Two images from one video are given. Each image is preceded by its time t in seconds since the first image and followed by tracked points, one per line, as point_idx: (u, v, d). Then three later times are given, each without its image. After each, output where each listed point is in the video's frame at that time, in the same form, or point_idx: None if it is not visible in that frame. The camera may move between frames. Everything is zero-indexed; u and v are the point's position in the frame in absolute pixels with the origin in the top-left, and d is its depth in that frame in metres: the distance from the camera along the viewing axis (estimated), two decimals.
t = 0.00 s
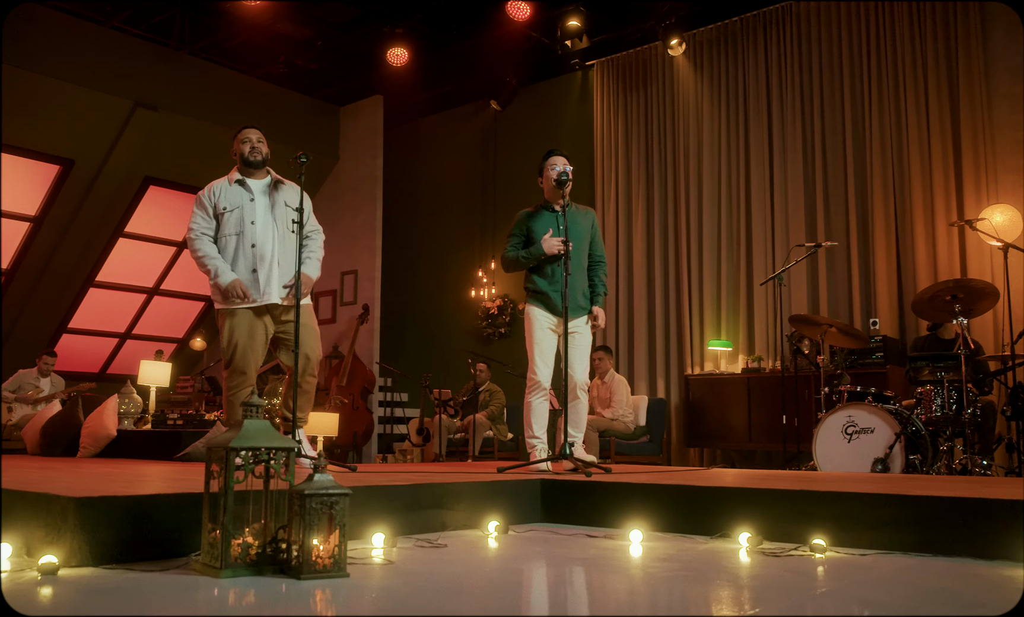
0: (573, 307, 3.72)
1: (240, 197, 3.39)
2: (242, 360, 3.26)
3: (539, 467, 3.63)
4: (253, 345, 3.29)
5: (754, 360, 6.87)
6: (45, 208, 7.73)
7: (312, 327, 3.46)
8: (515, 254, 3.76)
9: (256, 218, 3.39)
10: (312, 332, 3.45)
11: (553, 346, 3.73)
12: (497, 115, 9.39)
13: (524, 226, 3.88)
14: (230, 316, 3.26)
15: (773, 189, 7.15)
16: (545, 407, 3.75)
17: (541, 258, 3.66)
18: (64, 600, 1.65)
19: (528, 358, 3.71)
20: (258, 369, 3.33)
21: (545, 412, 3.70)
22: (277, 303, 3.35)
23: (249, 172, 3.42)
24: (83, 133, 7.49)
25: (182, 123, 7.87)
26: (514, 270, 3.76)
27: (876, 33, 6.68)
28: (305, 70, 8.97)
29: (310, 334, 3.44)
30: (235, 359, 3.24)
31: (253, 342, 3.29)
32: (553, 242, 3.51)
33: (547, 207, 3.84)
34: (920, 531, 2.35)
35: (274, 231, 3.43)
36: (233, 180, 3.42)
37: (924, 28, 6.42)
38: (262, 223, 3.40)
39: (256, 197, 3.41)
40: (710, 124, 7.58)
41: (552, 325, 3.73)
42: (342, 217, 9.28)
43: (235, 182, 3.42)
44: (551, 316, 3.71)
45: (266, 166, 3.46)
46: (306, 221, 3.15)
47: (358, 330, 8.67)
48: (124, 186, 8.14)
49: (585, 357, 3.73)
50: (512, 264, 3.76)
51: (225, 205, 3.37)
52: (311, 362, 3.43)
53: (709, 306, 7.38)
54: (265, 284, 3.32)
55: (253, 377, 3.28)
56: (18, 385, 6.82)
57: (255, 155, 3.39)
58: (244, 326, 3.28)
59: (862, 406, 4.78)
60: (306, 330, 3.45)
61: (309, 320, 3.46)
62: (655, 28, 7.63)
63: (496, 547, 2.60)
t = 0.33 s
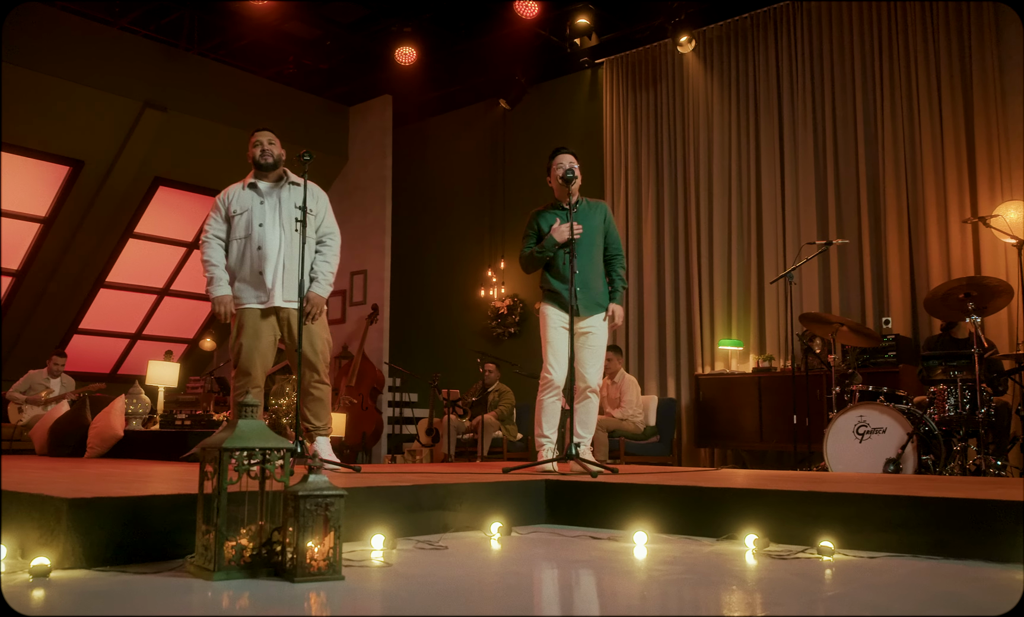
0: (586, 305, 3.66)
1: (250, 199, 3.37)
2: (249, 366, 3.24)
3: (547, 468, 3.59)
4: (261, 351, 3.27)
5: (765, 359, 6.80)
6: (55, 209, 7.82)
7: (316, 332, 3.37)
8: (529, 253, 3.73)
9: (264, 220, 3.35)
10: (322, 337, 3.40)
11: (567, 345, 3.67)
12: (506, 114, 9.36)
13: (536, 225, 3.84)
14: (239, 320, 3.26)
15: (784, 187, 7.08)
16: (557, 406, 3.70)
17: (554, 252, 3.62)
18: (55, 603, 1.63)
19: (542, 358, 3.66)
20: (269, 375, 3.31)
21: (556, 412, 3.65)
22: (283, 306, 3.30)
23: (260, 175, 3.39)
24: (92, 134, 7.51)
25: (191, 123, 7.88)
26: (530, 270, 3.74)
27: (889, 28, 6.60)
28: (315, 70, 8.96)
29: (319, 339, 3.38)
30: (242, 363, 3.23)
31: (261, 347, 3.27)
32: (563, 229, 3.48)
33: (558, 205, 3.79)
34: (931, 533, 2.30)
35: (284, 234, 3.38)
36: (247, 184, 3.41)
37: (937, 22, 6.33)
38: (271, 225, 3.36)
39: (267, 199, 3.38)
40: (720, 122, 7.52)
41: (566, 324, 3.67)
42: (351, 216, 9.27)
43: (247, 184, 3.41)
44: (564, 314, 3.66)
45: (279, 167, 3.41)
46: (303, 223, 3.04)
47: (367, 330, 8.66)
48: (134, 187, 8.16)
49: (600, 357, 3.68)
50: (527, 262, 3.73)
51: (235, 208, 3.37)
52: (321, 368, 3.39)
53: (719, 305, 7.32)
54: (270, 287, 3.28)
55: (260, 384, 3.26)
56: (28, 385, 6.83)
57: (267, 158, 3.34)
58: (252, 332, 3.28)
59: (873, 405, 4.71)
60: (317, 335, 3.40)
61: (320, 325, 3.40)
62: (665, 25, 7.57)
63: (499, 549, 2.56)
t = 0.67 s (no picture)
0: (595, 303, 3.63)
1: (275, 201, 3.41)
2: (266, 366, 3.22)
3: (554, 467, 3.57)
4: (279, 353, 3.26)
5: (777, 359, 6.74)
6: (67, 210, 7.86)
7: (335, 336, 3.38)
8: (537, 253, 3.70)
9: (288, 221, 3.38)
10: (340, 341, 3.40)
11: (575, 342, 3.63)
12: (516, 114, 9.32)
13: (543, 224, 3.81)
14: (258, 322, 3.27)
15: (796, 184, 7.01)
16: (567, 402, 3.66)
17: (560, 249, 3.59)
18: (48, 606, 1.61)
19: (552, 352, 3.63)
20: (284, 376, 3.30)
21: (565, 409, 3.61)
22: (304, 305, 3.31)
23: (286, 178, 3.42)
24: (103, 136, 7.54)
25: (201, 124, 7.89)
26: (538, 268, 3.71)
27: (902, 23, 6.51)
28: (325, 70, 8.96)
29: (336, 343, 3.39)
30: (259, 364, 3.20)
31: (279, 348, 3.26)
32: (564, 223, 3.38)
33: (565, 203, 3.76)
34: (943, 537, 2.25)
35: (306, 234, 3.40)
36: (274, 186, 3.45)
37: (951, 16, 6.24)
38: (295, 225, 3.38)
39: (290, 199, 3.40)
40: (732, 121, 7.45)
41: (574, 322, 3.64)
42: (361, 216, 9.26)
43: (275, 187, 3.45)
44: (571, 312, 3.63)
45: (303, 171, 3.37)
46: (307, 219, 3.01)
47: (378, 330, 8.65)
48: (145, 189, 8.19)
49: (607, 358, 3.61)
50: (537, 262, 3.70)
51: (262, 210, 3.41)
52: (336, 371, 3.39)
53: (731, 304, 7.25)
54: (290, 286, 3.29)
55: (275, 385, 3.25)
56: (40, 386, 6.87)
57: (293, 159, 3.33)
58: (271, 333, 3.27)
59: (886, 405, 4.65)
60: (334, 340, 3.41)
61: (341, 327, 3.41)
62: (675, 23, 7.52)
63: (502, 552, 2.53)
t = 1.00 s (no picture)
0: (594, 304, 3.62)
1: (299, 204, 3.42)
2: (281, 368, 3.24)
3: (560, 469, 3.52)
4: (294, 355, 3.27)
5: (790, 359, 6.68)
6: (79, 212, 7.91)
7: (350, 341, 3.40)
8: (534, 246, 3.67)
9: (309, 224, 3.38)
10: (355, 345, 3.41)
11: (572, 346, 3.63)
12: (527, 113, 9.29)
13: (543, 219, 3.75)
14: (275, 325, 3.27)
15: (809, 182, 6.93)
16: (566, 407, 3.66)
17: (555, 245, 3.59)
18: (43, 610, 1.59)
19: (547, 359, 3.62)
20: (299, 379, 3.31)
21: (566, 413, 3.61)
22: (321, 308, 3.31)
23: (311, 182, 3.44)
24: (114, 138, 7.57)
25: (212, 126, 7.91)
26: (534, 265, 3.68)
27: (916, 18, 6.43)
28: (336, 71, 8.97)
29: (351, 347, 3.40)
30: (273, 364, 3.22)
31: (295, 350, 3.27)
32: (559, 218, 3.38)
33: (569, 200, 3.74)
34: (955, 541, 2.20)
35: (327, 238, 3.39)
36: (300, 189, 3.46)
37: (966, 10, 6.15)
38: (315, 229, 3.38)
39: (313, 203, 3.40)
40: (743, 120, 7.39)
41: (571, 324, 3.63)
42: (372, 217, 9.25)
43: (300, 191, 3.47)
44: (569, 314, 3.62)
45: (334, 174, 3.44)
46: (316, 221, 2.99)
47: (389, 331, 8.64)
48: (157, 191, 8.21)
49: (608, 357, 3.63)
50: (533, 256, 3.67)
51: (286, 213, 3.42)
52: (348, 374, 3.39)
53: (743, 304, 7.18)
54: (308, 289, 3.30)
55: (290, 387, 3.25)
56: (53, 388, 6.92)
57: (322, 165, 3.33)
58: (288, 335, 3.29)
59: (900, 406, 4.58)
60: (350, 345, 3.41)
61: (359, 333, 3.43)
62: (686, 21, 7.46)
63: (507, 555, 2.51)
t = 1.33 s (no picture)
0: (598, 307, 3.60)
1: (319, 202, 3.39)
2: (294, 367, 3.21)
3: (571, 472, 3.49)
4: (308, 354, 3.25)
5: (804, 359, 6.61)
6: (93, 215, 7.97)
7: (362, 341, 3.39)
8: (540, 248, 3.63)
9: (331, 224, 3.37)
10: (366, 346, 3.40)
11: (579, 348, 3.60)
12: (539, 114, 9.26)
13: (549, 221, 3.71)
14: (292, 324, 3.25)
15: (824, 181, 6.86)
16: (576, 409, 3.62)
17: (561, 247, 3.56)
18: None
19: (556, 361, 3.59)
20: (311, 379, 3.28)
21: (576, 416, 3.57)
22: (338, 308, 3.31)
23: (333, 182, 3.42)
24: (127, 140, 7.61)
25: (224, 128, 7.94)
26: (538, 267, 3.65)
27: (931, 13, 6.34)
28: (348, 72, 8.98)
29: (362, 347, 3.39)
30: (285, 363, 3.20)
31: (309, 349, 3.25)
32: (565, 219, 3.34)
33: (575, 203, 3.73)
34: (970, 546, 2.14)
35: (346, 238, 3.38)
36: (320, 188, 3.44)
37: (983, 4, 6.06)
38: (336, 228, 3.37)
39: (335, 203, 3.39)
40: (757, 118, 7.32)
41: (577, 326, 3.62)
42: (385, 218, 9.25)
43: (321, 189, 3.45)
44: (575, 318, 3.60)
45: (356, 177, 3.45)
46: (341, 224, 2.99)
47: (401, 333, 8.64)
48: (170, 193, 8.25)
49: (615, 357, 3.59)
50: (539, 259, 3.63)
51: (305, 210, 3.39)
52: (357, 374, 3.37)
53: (758, 304, 7.12)
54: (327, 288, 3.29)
55: (304, 387, 3.22)
56: (67, 390, 6.98)
57: (346, 166, 3.39)
58: (301, 334, 3.26)
59: (916, 407, 4.51)
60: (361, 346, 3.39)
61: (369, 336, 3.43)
62: (699, 19, 7.40)
63: (514, 559, 2.48)
